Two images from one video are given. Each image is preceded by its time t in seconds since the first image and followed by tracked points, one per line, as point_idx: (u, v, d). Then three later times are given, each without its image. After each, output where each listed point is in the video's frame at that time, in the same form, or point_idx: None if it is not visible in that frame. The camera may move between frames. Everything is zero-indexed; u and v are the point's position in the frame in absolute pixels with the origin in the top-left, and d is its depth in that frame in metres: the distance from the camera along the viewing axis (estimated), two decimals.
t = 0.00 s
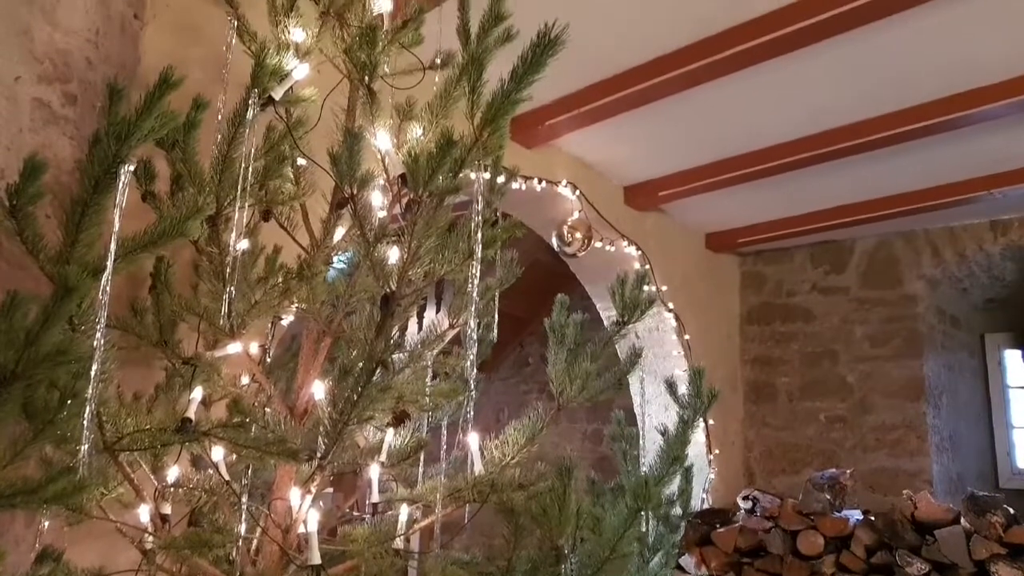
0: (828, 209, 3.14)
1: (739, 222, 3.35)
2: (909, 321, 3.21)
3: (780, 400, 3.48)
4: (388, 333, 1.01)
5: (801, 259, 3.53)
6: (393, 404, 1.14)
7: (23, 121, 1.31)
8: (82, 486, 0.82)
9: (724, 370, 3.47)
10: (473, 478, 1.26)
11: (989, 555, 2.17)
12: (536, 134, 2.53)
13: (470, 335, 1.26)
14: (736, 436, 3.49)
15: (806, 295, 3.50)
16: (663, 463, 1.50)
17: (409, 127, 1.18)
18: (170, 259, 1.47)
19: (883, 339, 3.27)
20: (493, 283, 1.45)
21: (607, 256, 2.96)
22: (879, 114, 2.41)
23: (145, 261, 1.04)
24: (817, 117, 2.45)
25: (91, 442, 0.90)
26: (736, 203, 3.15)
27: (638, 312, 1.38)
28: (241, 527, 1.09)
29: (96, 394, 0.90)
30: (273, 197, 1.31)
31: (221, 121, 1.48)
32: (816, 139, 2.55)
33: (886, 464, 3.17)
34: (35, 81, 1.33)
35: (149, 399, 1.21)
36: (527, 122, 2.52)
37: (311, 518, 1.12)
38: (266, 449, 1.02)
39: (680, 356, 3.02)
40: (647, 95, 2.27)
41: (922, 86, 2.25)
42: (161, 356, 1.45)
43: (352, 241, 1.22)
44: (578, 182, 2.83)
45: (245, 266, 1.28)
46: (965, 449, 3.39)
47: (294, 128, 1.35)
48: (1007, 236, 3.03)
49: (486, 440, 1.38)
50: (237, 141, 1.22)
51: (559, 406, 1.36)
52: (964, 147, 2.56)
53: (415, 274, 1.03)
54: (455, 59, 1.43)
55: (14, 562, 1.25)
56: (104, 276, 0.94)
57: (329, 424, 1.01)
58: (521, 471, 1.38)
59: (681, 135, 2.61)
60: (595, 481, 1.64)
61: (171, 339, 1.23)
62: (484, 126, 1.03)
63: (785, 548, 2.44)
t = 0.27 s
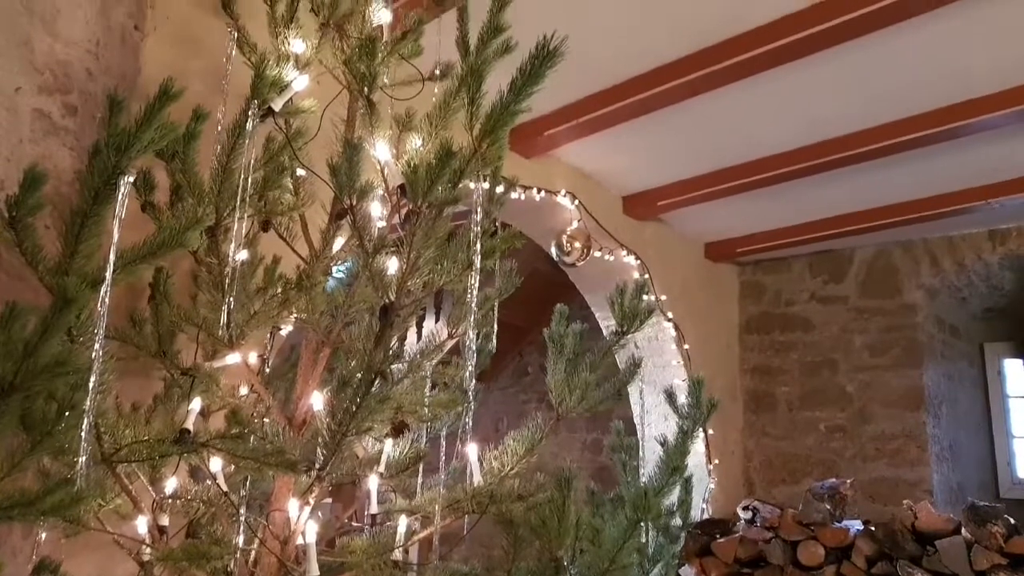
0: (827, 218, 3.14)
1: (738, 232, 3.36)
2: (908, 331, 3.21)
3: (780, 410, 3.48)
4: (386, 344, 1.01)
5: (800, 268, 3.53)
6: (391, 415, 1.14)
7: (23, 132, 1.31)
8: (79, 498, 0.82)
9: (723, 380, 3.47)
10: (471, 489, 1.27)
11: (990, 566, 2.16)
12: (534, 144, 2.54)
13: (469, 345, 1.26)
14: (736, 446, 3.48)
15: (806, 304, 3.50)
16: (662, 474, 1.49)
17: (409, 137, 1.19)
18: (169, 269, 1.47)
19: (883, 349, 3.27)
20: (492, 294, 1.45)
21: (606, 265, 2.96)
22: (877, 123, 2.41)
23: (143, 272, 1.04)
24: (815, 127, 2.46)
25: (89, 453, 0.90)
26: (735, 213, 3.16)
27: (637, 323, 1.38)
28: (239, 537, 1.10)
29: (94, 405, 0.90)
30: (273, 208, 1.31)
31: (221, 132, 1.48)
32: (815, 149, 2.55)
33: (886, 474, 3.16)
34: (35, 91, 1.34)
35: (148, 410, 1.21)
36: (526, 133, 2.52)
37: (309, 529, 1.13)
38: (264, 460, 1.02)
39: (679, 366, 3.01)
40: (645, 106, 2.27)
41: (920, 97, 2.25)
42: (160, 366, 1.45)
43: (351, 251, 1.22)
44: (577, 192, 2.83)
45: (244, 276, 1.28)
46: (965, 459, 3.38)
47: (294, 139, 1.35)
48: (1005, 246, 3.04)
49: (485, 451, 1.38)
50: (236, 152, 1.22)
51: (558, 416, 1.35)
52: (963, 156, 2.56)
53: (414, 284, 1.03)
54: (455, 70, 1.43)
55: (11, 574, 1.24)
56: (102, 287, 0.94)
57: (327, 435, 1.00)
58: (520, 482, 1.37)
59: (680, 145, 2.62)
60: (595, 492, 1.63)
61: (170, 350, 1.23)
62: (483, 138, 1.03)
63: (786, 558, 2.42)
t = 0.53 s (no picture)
0: (826, 225, 3.14)
1: (737, 238, 3.36)
2: (907, 337, 3.21)
3: (779, 416, 3.47)
4: (386, 352, 1.01)
5: (799, 274, 3.53)
6: (391, 423, 1.14)
7: (23, 139, 1.31)
8: (78, 506, 0.82)
9: (723, 386, 3.46)
10: (471, 496, 1.26)
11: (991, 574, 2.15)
12: (534, 151, 2.54)
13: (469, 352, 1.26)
14: (736, 452, 3.47)
15: (805, 310, 3.50)
16: (662, 481, 1.49)
17: (409, 145, 1.19)
18: (169, 276, 1.47)
19: (882, 355, 3.27)
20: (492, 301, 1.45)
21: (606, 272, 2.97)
22: (876, 130, 2.42)
23: (143, 280, 1.04)
24: (815, 133, 2.46)
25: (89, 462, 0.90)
26: (735, 219, 3.16)
27: (636, 330, 1.38)
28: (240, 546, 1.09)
29: (93, 413, 0.90)
30: (272, 215, 1.31)
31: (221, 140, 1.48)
32: (815, 156, 2.56)
33: (887, 481, 3.16)
34: (35, 99, 1.34)
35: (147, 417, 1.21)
36: (526, 140, 2.53)
37: (308, 537, 1.12)
38: (263, 468, 1.02)
39: (679, 373, 3.01)
40: (645, 113, 2.28)
41: (919, 103, 2.26)
42: (159, 374, 1.45)
43: (351, 259, 1.22)
44: (576, 198, 2.83)
45: (244, 283, 1.28)
46: (965, 466, 3.38)
47: (293, 146, 1.36)
48: (1005, 253, 3.04)
49: (485, 458, 1.37)
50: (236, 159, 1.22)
51: (558, 424, 1.35)
52: (962, 163, 2.57)
53: (414, 292, 1.03)
54: (454, 77, 1.43)
55: None
56: (102, 295, 0.94)
57: (327, 443, 1.00)
58: (520, 490, 1.37)
59: (679, 151, 2.62)
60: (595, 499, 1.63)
61: (170, 357, 1.23)
62: (482, 146, 1.03)
63: (785, 566, 2.41)
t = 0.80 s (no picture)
0: (825, 233, 3.15)
1: (736, 246, 3.36)
2: (907, 345, 3.22)
3: (779, 425, 3.47)
4: (385, 361, 1.01)
5: (799, 282, 3.54)
6: (390, 433, 1.14)
7: (24, 150, 1.32)
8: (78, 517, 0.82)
9: (722, 395, 3.46)
10: (471, 506, 1.26)
11: None
12: (533, 160, 2.55)
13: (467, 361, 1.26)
14: (736, 461, 3.47)
15: (805, 318, 3.50)
16: (662, 490, 1.49)
17: (409, 156, 1.19)
18: (169, 286, 1.47)
19: (882, 363, 3.27)
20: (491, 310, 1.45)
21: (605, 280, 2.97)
22: (874, 139, 2.43)
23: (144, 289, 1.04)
24: (814, 142, 2.47)
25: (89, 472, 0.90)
26: (734, 228, 3.17)
27: (635, 339, 1.38)
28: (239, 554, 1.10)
29: (93, 423, 0.91)
30: (273, 225, 1.32)
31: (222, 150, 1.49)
32: (813, 164, 2.57)
33: (887, 489, 3.16)
34: (36, 110, 1.35)
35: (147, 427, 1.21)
36: (525, 149, 2.54)
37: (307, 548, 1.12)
38: (263, 478, 1.02)
39: (679, 381, 3.01)
40: (643, 122, 2.28)
41: (916, 112, 2.27)
42: (159, 383, 1.45)
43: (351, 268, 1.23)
44: (575, 207, 2.84)
45: (244, 293, 1.28)
46: (965, 474, 3.38)
47: (293, 156, 1.36)
48: (1003, 261, 3.04)
49: (484, 467, 1.37)
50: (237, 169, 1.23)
51: (558, 433, 1.35)
52: (960, 172, 2.57)
53: (414, 302, 1.04)
54: (454, 88, 1.44)
55: None
56: (103, 305, 0.95)
57: (326, 453, 1.00)
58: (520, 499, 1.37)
59: (678, 160, 2.63)
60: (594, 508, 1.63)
61: (170, 366, 1.23)
62: (482, 156, 1.04)
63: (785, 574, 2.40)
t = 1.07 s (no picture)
0: (824, 240, 3.16)
1: (736, 253, 3.37)
2: (907, 352, 3.22)
3: (779, 432, 3.47)
4: (384, 370, 1.01)
5: (798, 290, 3.54)
6: (389, 441, 1.14)
7: (26, 158, 1.32)
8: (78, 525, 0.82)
9: (722, 402, 3.46)
10: (471, 514, 1.26)
11: None
12: (532, 167, 2.55)
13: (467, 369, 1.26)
14: (736, 468, 3.47)
15: (804, 325, 3.51)
16: (662, 498, 1.49)
17: (409, 164, 1.20)
18: (169, 294, 1.48)
19: (882, 370, 3.27)
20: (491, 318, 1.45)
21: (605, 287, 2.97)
22: (872, 147, 2.43)
23: (144, 298, 1.04)
24: (812, 150, 2.48)
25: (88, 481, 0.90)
26: (733, 235, 3.17)
27: (635, 346, 1.38)
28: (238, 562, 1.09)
29: (93, 432, 0.91)
30: (272, 233, 1.32)
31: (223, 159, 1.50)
32: (811, 172, 2.57)
33: (887, 496, 3.15)
34: (37, 118, 1.35)
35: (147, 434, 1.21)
36: (524, 156, 2.54)
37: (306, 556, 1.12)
38: (263, 486, 1.02)
39: (679, 388, 3.01)
40: (642, 130, 2.29)
41: (914, 121, 2.27)
42: (159, 391, 1.45)
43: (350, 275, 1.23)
44: (574, 214, 2.84)
45: (244, 301, 1.29)
46: (965, 481, 3.38)
47: (294, 164, 1.37)
48: (1002, 268, 3.05)
49: (484, 475, 1.37)
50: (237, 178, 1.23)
51: (557, 441, 1.35)
52: (958, 179, 2.58)
53: (413, 310, 1.04)
54: (454, 97, 1.44)
55: None
56: (103, 314, 0.95)
57: (325, 461, 1.00)
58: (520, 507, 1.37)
59: (676, 168, 2.64)
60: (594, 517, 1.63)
61: (170, 374, 1.23)
62: (481, 166, 1.04)
63: None
